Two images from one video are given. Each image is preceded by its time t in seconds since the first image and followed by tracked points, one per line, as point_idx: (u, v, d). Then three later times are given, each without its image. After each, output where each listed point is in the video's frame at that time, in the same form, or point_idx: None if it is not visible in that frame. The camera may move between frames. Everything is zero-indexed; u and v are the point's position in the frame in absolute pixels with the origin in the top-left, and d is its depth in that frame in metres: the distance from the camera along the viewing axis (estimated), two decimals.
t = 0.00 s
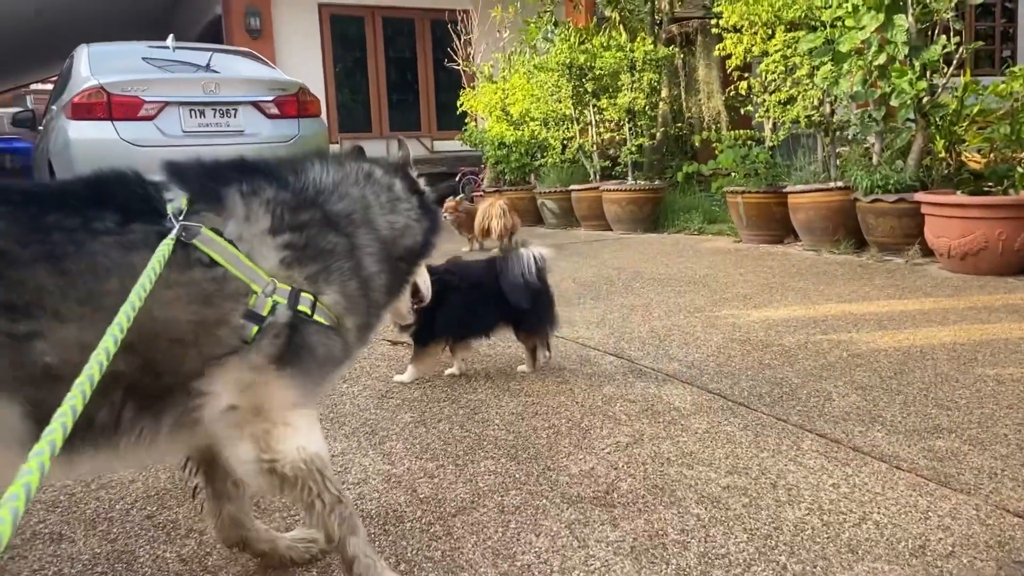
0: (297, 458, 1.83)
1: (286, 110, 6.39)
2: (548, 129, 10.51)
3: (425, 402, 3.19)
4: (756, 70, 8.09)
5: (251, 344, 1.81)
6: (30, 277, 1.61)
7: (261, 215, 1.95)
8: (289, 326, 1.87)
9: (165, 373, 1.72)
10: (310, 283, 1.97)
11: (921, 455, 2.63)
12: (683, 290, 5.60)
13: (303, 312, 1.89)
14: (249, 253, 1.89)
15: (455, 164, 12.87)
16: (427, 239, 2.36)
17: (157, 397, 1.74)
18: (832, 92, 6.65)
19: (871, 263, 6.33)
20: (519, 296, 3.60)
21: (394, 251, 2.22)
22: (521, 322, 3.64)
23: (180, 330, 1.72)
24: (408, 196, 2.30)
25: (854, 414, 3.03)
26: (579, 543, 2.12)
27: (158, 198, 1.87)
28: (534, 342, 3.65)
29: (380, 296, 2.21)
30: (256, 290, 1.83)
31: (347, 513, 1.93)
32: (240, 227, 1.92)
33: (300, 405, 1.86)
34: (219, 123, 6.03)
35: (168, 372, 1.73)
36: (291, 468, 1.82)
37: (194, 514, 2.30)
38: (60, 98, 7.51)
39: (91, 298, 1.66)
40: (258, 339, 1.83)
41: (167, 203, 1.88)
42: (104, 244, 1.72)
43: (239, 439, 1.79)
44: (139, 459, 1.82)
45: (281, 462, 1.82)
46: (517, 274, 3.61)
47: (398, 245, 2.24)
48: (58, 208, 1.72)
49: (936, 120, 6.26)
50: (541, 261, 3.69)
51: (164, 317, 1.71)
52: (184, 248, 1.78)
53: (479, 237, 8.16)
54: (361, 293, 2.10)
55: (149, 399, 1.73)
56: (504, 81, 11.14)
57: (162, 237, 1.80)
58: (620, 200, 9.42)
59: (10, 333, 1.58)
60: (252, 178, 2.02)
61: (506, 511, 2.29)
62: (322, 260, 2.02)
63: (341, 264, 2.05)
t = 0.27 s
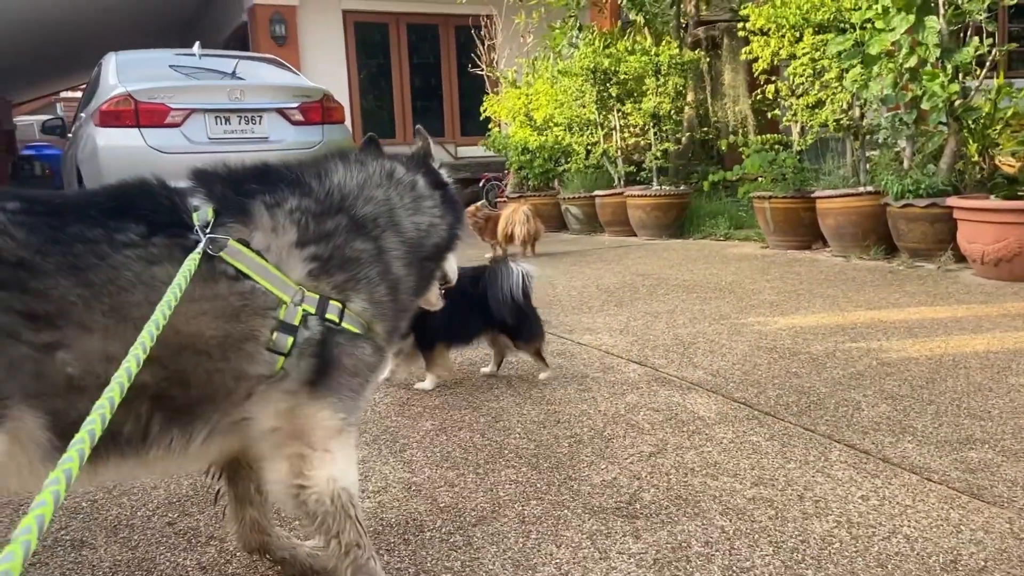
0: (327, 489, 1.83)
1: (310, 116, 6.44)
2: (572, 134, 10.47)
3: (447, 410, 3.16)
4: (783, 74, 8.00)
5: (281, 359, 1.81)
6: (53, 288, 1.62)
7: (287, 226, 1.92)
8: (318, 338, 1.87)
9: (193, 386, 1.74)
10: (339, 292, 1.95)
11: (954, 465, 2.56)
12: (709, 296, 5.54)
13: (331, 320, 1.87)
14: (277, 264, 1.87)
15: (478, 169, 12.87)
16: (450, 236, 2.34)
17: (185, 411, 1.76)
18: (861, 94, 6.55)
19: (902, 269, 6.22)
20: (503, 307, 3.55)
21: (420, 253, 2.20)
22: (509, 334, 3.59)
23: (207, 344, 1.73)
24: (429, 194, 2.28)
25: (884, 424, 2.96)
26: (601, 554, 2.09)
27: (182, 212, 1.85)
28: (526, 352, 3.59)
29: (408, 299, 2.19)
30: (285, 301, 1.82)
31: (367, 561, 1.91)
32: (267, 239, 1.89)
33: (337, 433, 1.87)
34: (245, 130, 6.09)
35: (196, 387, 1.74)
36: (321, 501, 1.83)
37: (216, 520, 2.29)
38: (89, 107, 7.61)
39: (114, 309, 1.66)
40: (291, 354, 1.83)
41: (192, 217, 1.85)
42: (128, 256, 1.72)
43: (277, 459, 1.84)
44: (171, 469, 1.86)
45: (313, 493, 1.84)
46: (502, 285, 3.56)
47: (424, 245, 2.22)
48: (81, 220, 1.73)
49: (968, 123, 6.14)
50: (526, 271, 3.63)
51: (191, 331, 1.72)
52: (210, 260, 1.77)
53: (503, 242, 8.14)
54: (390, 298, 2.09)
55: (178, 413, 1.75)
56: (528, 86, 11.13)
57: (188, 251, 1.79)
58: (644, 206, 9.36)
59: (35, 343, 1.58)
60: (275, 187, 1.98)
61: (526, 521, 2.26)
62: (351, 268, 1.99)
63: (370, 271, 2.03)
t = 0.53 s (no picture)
0: (327, 499, 1.79)
1: (330, 121, 6.44)
2: (591, 137, 10.42)
3: (456, 418, 3.14)
4: (804, 76, 7.92)
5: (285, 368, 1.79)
6: (54, 296, 1.61)
7: (289, 234, 1.91)
8: (323, 345, 1.84)
9: (199, 395, 1.71)
10: (341, 299, 1.94)
11: (970, 476, 2.51)
12: (726, 301, 5.48)
13: (334, 328, 1.86)
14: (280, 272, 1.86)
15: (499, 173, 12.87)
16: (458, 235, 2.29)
17: (189, 420, 1.73)
18: (884, 96, 6.45)
19: (926, 274, 6.12)
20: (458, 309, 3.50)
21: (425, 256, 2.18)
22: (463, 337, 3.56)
23: (211, 352, 1.71)
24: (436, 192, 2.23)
25: (899, 432, 2.91)
26: (603, 565, 2.06)
27: (185, 220, 1.84)
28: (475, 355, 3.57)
29: (413, 303, 2.18)
30: (288, 309, 1.80)
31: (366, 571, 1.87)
32: (270, 246, 1.88)
33: (339, 441, 1.83)
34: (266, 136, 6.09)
35: (200, 396, 1.71)
36: (321, 511, 1.79)
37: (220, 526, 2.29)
38: (113, 113, 7.70)
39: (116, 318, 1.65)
40: (296, 362, 1.80)
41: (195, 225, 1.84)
42: (130, 264, 1.71)
43: (279, 465, 1.80)
44: (172, 479, 1.83)
45: (313, 502, 1.79)
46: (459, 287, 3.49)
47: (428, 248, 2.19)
48: (83, 229, 1.72)
49: (994, 124, 6.03)
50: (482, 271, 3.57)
51: (195, 339, 1.69)
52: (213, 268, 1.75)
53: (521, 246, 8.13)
54: (393, 305, 2.08)
55: (181, 421, 1.72)
56: (549, 90, 11.10)
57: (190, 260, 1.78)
58: (664, 209, 9.29)
59: (35, 352, 1.57)
60: (277, 194, 1.98)
61: (529, 530, 2.24)
62: (352, 275, 1.98)
63: (372, 278, 2.02)
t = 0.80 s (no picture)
0: (299, 520, 1.79)
1: (347, 126, 6.42)
2: (609, 140, 10.34)
3: (454, 428, 3.11)
4: (824, 77, 7.79)
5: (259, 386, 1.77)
6: (24, 315, 1.60)
7: (263, 247, 1.89)
8: (294, 363, 1.81)
9: (167, 413, 1.71)
10: (318, 315, 1.90)
11: (976, 492, 2.43)
12: (740, 307, 5.40)
13: (310, 345, 1.83)
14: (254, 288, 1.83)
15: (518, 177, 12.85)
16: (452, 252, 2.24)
17: (159, 438, 1.73)
18: (904, 97, 6.33)
19: (947, 279, 5.98)
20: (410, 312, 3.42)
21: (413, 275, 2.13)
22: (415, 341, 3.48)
23: (180, 370, 1.70)
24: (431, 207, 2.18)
25: (906, 445, 2.83)
26: None
27: (158, 235, 1.82)
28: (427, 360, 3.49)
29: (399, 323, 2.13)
30: (262, 325, 1.78)
31: None
32: (242, 260, 1.86)
33: (312, 462, 1.82)
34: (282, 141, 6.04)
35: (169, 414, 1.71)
36: (294, 533, 1.79)
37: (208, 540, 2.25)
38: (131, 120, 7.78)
39: (85, 335, 1.63)
40: (267, 379, 1.78)
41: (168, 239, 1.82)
42: (99, 280, 1.69)
43: (251, 486, 1.79)
44: (147, 493, 1.83)
45: (285, 524, 1.79)
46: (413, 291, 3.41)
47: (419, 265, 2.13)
48: (52, 245, 1.71)
49: (1017, 126, 5.88)
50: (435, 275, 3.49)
51: (163, 357, 1.68)
52: (183, 283, 1.74)
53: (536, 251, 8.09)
54: (375, 322, 2.04)
55: (151, 440, 1.72)
56: (567, 93, 11.04)
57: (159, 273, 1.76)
58: (682, 212, 9.19)
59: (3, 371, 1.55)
60: (255, 207, 1.96)
61: (518, 546, 2.20)
62: (330, 290, 1.94)
63: (352, 294, 1.98)
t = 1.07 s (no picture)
0: (275, 537, 1.77)
1: (359, 131, 6.14)
2: (623, 143, 10.28)
3: (451, 435, 3.08)
4: (838, 78, 7.71)
5: (239, 397, 1.74)
6: None
7: (240, 254, 1.86)
8: (274, 372, 1.79)
9: (143, 422, 1.67)
10: (298, 323, 1.88)
11: (981, 504, 2.37)
12: (750, 312, 5.33)
13: (292, 353, 1.81)
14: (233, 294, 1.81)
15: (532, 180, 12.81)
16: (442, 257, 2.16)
17: (135, 447, 1.70)
18: (918, 99, 6.24)
19: (964, 283, 5.87)
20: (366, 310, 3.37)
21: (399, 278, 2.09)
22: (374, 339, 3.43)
23: (154, 378, 1.66)
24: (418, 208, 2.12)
25: (911, 454, 2.76)
26: None
27: (135, 239, 1.81)
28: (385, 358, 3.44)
29: (387, 328, 2.09)
30: (241, 334, 1.76)
31: None
32: (219, 265, 1.83)
33: (290, 477, 1.79)
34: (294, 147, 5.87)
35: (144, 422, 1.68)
36: (269, 551, 1.76)
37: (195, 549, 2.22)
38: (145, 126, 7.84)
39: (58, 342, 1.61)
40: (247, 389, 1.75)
41: (145, 243, 1.81)
42: (72, 286, 1.68)
43: (227, 500, 1.77)
44: (125, 504, 1.81)
45: (260, 541, 1.76)
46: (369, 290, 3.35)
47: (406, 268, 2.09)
48: (28, 250, 1.70)
49: None
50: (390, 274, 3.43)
51: (138, 363, 1.65)
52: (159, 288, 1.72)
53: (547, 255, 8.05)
54: (360, 331, 1.99)
55: (127, 449, 1.69)
56: (580, 96, 11.00)
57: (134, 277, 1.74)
58: (696, 215, 9.10)
59: None
60: (235, 211, 1.93)
61: (507, 558, 2.16)
62: (311, 296, 1.91)
63: (334, 299, 1.94)
